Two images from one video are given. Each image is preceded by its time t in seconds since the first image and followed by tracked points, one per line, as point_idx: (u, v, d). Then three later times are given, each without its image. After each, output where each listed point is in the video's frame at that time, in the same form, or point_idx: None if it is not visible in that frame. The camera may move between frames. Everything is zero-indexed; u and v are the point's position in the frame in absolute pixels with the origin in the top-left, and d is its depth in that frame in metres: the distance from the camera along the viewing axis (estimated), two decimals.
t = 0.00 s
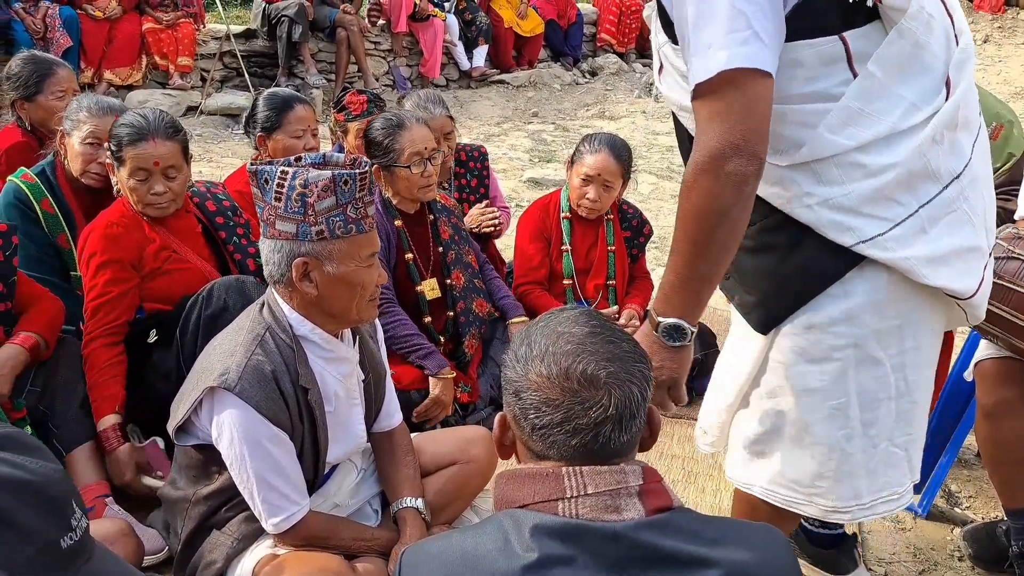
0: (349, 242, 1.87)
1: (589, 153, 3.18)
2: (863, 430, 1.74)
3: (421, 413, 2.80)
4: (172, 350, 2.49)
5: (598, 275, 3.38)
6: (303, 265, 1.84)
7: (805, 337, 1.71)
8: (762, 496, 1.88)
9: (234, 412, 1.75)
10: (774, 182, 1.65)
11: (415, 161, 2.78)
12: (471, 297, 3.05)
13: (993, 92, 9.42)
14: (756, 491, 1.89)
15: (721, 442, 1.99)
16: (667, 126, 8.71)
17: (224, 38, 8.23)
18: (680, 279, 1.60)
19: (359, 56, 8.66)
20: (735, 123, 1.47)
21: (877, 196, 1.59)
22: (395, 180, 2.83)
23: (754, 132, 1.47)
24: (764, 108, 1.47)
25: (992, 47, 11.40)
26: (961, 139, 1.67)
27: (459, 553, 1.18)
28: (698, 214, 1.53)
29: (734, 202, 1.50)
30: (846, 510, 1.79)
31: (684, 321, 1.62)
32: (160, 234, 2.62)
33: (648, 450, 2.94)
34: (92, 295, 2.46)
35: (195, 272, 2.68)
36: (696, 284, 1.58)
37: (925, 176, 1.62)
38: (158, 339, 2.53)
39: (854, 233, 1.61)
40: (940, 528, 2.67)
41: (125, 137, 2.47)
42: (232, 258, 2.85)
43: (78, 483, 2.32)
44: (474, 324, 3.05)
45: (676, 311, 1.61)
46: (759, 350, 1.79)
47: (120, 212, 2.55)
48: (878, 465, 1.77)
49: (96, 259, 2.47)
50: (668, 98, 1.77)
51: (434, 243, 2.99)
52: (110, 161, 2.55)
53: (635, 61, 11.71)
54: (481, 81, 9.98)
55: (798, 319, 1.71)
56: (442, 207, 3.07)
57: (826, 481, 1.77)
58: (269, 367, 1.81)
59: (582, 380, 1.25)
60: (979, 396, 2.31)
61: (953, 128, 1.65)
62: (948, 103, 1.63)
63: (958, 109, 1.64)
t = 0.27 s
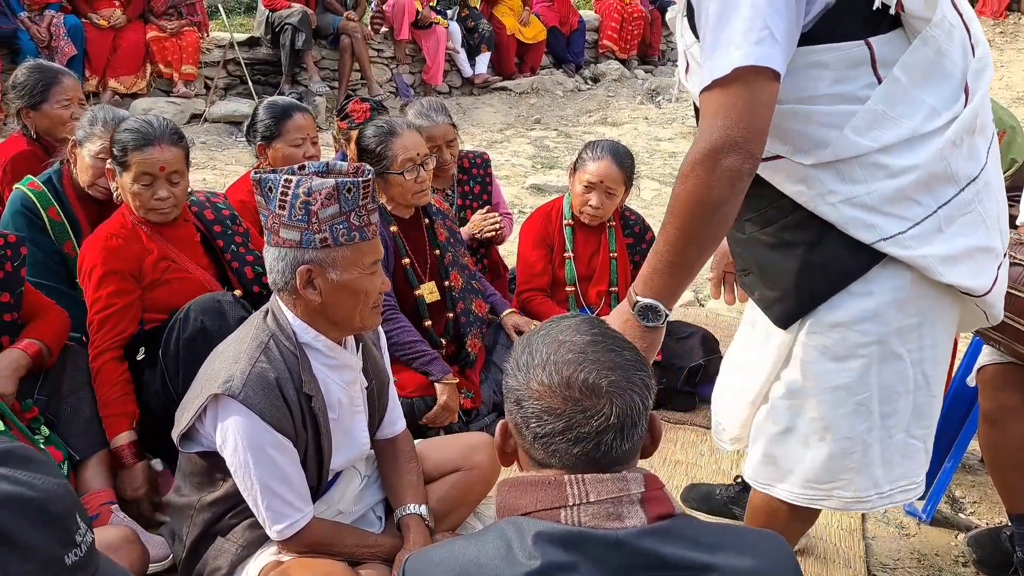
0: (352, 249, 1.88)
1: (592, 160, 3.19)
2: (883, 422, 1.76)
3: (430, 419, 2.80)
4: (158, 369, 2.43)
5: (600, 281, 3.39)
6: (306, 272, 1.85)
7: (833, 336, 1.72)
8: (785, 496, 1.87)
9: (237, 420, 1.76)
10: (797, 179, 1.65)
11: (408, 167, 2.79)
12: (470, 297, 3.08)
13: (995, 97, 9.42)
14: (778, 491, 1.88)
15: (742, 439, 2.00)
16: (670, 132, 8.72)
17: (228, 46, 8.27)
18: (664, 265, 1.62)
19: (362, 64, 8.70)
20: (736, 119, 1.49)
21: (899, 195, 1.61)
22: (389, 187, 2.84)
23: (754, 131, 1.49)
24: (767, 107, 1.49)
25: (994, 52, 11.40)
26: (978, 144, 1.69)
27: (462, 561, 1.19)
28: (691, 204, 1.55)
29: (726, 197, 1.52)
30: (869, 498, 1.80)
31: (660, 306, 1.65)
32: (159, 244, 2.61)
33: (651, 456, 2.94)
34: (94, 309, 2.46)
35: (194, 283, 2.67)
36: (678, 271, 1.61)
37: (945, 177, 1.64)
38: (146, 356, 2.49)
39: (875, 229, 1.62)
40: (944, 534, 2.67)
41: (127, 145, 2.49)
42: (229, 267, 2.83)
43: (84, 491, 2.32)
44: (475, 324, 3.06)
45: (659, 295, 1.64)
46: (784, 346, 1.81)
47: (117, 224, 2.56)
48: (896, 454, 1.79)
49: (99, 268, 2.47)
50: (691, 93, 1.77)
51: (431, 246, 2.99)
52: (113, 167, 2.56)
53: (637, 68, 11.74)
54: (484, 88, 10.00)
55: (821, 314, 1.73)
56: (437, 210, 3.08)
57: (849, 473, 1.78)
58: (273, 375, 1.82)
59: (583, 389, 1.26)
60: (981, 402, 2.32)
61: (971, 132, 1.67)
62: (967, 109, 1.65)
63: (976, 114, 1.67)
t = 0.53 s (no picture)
0: (350, 250, 1.89)
1: (590, 161, 3.20)
2: (891, 397, 1.79)
3: (431, 419, 2.80)
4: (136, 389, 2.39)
5: (599, 282, 3.39)
6: (305, 274, 1.86)
7: (843, 316, 1.74)
8: (795, 471, 1.87)
9: (236, 421, 1.77)
10: (808, 160, 1.70)
11: (395, 167, 2.81)
12: (463, 296, 3.06)
13: (993, 97, 9.42)
14: (788, 467, 1.88)
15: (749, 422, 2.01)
16: (669, 132, 8.72)
17: (227, 49, 8.28)
18: (726, 240, 1.64)
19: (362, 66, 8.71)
20: (783, 86, 1.53)
21: (905, 177, 1.66)
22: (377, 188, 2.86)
23: (800, 98, 1.53)
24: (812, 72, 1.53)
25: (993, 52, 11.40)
26: (974, 134, 1.77)
27: (459, 562, 1.19)
28: (747, 174, 1.58)
29: (779, 163, 1.55)
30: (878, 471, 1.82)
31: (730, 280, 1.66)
32: (155, 248, 2.57)
33: (651, 456, 2.95)
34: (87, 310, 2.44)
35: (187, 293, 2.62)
36: (742, 243, 1.63)
37: (945, 163, 1.70)
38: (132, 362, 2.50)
39: (881, 208, 1.67)
40: (944, 533, 2.67)
41: (154, 138, 2.51)
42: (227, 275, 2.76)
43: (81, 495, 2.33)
44: (470, 321, 3.05)
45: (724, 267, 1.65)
46: (792, 324, 1.83)
47: (119, 226, 2.53)
48: (904, 431, 1.82)
49: (94, 272, 2.45)
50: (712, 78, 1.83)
51: (422, 245, 3.00)
52: (128, 162, 2.51)
53: (636, 69, 11.74)
54: (483, 89, 10.00)
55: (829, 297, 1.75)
56: (427, 210, 3.07)
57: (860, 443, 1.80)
58: (272, 376, 1.82)
59: (581, 390, 1.26)
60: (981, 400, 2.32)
61: (969, 122, 1.74)
62: (967, 100, 1.72)
63: (975, 105, 1.74)
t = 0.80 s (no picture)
0: (351, 249, 1.89)
1: (593, 161, 3.19)
2: (880, 374, 1.84)
3: (438, 416, 2.79)
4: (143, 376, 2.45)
5: (602, 282, 3.40)
6: (307, 274, 1.86)
7: (839, 297, 1.81)
8: (778, 438, 1.93)
9: (239, 421, 1.76)
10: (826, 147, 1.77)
11: (380, 167, 2.80)
12: (462, 293, 3.05)
13: (996, 94, 9.40)
14: (773, 436, 1.93)
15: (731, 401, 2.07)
16: (671, 131, 8.71)
17: (229, 50, 8.28)
18: (789, 223, 1.71)
19: (364, 66, 8.71)
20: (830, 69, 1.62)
21: (916, 164, 1.73)
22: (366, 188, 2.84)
23: (847, 80, 1.61)
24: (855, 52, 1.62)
25: (997, 49, 11.36)
26: (978, 131, 1.85)
27: (461, 565, 1.19)
28: (802, 156, 1.66)
29: (833, 142, 1.63)
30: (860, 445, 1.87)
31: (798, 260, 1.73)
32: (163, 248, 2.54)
33: (654, 456, 2.94)
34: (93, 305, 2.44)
35: (189, 300, 2.59)
36: (805, 224, 1.70)
37: (953, 154, 1.78)
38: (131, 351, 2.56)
39: (891, 194, 1.74)
40: (948, 532, 2.66)
41: (178, 139, 2.53)
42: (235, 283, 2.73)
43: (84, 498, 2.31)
44: (470, 319, 3.03)
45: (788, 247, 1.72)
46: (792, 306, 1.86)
47: (131, 223, 2.52)
48: (888, 409, 1.86)
49: (100, 269, 2.44)
50: (733, 67, 1.91)
51: (416, 245, 3.01)
52: (151, 159, 2.50)
53: (638, 68, 11.74)
54: (485, 89, 9.99)
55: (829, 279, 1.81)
56: (420, 209, 3.08)
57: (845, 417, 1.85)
58: (274, 376, 1.82)
59: (583, 392, 1.25)
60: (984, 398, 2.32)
61: (975, 119, 1.82)
62: (974, 98, 1.80)
63: (981, 103, 1.82)
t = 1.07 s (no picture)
0: (347, 246, 1.88)
1: (591, 159, 3.19)
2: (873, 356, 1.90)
3: (443, 405, 2.79)
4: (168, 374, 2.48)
5: (601, 279, 3.39)
6: (303, 271, 1.85)
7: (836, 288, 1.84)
8: (768, 421, 1.97)
9: (236, 420, 1.76)
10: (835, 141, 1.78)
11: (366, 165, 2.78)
12: (457, 292, 3.04)
13: (994, 90, 9.39)
14: (764, 418, 1.97)
15: (723, 383, 2.11)
16: (670, 129, 8.70)
17: (226, 49, 8.28)
18: (781, 217, 1.73)
19: (362, 65, 8.71)
20: (828, 69, 1.62)
21: (924, 158, 1.74)
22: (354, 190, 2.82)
23: (848, 80, 1.62)
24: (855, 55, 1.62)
25: (995, 45, 11.34)
26: (984, 126, 1.86)
27: (457, 564, 1.18)
28: (796, 154, 1.68)
29: (832, 139, 1.65)
30: (840, 416, 1.96)
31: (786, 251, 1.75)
32: (169, 249, 2.54)
33: (653, 454, 2.94)
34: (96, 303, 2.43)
35: (195, 304, 2.58)
36: (796, 219, 1.72)
37: (960, 148, 1.78)
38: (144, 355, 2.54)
39: (898, 189, 1.76)
40: (947, 529, 2.66)
41: (185, 138, 2.52)
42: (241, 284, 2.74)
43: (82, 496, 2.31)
44: (466, 318, 3.03)
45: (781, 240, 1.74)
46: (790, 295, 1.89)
47: (138, 223, 2.52)
48: (869, 386, 1.94)
49: (104, 269, 2.43)
50: (741, 69, 1.90)
51: (409, 245, 2.99)
52: (158, 160, 2.50)
53: (636, 65, 11.73)
54: (483, 87, 9.99)
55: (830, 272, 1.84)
56: (411, 207, 3.05)
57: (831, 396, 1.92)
58: (270, 375, 1.81)
59: (580, 392, 1.25)
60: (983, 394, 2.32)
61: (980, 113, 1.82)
62: (978, 91, 1.80)
63: (986, 97, 1.83)
